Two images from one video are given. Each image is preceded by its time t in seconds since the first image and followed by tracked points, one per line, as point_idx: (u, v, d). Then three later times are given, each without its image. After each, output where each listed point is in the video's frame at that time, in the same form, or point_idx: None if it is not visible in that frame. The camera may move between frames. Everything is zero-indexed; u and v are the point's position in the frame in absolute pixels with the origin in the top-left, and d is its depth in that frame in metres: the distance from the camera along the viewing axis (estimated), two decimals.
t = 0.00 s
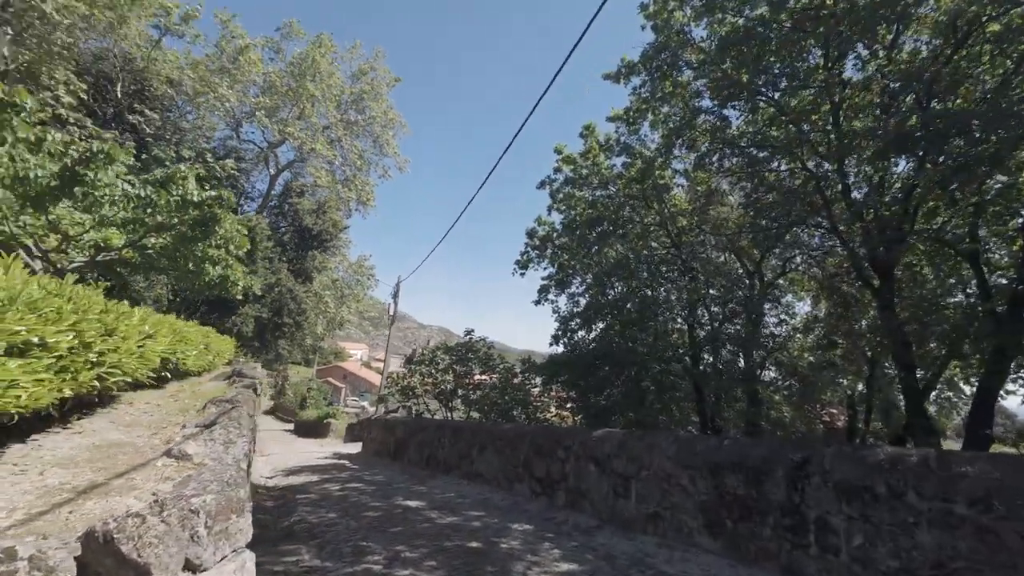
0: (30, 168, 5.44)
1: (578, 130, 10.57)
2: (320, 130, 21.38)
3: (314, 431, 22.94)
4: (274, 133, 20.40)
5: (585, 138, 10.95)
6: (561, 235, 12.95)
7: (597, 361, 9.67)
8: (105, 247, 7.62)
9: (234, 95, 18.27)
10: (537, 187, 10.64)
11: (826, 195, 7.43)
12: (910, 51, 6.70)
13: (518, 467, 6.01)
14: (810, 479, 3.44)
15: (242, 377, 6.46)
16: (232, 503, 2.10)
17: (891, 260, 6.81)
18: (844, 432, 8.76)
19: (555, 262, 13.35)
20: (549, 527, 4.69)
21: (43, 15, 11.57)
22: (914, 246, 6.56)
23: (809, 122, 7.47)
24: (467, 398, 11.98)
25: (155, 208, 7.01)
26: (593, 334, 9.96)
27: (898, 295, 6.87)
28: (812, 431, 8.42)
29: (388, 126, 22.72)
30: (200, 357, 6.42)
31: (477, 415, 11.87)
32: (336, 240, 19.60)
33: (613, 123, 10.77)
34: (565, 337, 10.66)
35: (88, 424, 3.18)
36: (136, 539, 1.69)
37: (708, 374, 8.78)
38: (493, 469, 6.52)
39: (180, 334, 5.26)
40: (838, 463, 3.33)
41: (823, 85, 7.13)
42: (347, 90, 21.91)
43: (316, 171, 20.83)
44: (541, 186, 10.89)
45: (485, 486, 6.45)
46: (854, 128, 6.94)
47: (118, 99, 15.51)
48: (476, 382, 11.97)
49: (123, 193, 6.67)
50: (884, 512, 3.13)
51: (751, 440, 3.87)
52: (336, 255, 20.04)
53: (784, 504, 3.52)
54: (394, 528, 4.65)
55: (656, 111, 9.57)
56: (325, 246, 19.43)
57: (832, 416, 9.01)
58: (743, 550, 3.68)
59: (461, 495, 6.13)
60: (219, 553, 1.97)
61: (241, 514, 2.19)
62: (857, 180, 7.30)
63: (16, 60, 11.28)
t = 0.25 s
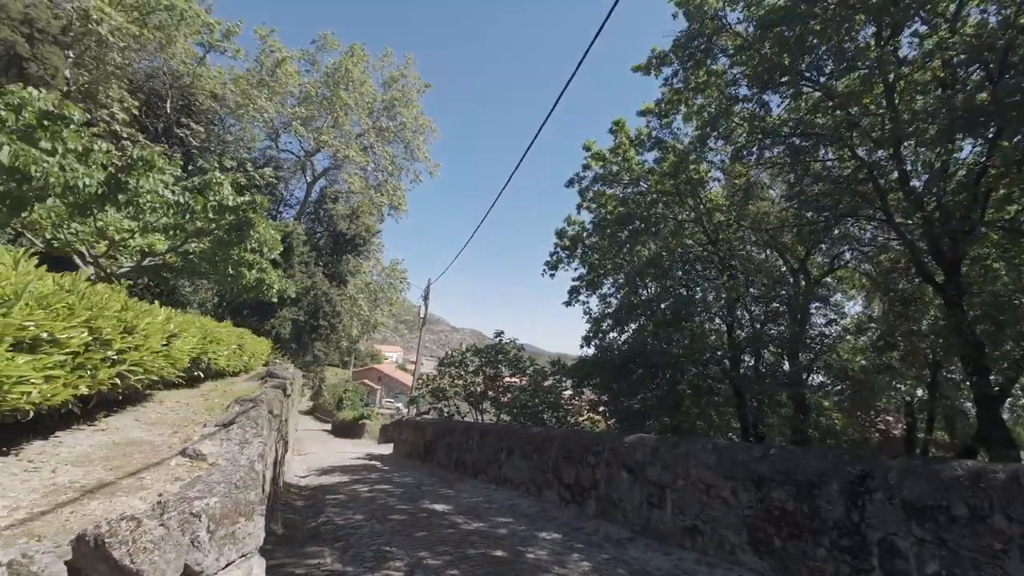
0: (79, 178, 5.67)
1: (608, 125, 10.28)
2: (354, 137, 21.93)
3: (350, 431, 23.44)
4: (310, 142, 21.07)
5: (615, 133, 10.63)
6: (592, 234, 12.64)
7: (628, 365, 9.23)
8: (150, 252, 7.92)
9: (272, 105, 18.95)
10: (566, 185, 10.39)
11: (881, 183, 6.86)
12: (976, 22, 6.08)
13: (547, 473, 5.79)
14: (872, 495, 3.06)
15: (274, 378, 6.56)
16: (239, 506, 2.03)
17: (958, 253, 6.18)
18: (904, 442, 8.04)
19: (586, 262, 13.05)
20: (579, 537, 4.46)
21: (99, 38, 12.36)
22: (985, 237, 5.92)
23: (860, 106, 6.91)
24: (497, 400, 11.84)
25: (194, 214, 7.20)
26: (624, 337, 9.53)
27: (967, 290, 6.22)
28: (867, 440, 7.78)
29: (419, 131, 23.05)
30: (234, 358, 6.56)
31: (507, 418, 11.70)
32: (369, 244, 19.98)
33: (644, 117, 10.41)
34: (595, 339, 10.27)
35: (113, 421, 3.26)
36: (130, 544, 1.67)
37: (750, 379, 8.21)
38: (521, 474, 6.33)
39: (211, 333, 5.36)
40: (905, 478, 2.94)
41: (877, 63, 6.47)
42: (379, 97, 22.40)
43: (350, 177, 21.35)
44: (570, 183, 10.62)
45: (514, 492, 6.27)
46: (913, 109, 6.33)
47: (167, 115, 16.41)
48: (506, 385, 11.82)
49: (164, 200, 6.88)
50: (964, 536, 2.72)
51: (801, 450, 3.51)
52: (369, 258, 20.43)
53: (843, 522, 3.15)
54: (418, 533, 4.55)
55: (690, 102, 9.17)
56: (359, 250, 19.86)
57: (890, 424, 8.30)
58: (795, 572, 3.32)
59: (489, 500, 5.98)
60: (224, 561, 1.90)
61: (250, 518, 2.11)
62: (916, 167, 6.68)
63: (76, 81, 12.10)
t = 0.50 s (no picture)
0: (107, 180, 5.85)
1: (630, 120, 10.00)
2: (376, 140, 22.23)
3: (374, 432, 23.70)
4: (334, 146, 21.43)
5: (637, 128, 10.34)
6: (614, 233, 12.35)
7: (652, 366, 8.91)
8: (177, 255, 8.11)
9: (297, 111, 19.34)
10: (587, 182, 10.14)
11: (925, 174, 6.42)
12: None
13: (568, 477, 5.57)
14: (928, 509, 2.64)
15: (294, 377, 6.57)
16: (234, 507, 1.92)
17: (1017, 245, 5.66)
18: (954, 450, 7.47)
19: (607, 260, 12.78)
20: (600, 544, 4.24)
21: (133, 50, 12.84)
22: None
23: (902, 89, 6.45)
24: (517, 401, 11.66)
25: (218, 215, 7.34)
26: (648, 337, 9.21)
27: None
28: (912, 447, 7.27)
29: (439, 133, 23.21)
30: (256, 357, 6.59)
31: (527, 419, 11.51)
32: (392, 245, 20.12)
33: (668, 111, 10.10)
34: (617, 340, 9.97)
35: (127, 419, 3.25)
36: (110, 550, 1.45)
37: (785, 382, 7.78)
38: (541, 478, 6.13)
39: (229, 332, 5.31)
40: (968, 490, 2.50)
41: (920, 41, 6.04)
42: (400, 101, 22.64)
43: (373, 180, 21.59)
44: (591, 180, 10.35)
45: (534, 496, 6.09)
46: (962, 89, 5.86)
47: (198, 123, 16.95)
48: (527, 386, 11.65)
49: (188, 202, 7.04)
50: None
51: (844, 456, 3.11)
52: (391, 260, 20.62)
53: (894, 539, 2.75)
54: (434, 537, 4.42)
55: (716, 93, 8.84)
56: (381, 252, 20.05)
57: (938, 429, 7.74)
58: None
59: (509, 504, 5.81)
60: (217, 565, 1.76)
61: (245, 520, 2.00)
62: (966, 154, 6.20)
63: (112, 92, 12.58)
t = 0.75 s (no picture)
0: (120, 182, 5.91)
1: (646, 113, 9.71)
2: (391, 142, 22.33)
3: (391, 433, 23.77)
4: (349, 149, 21.62)
5: (653, 122, 10.05)
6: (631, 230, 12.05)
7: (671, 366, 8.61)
8: (194, 257, 8.19)
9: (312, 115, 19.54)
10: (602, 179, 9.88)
11: (965, 159, 6.02)
12: None
13: (583, 481, 5.35)
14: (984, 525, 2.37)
15: (306, 378, 6.50)
16: (218, 515, 1.80)
17: None
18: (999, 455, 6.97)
19: (624, 258, 12.49)
20: (618, 554, 4.01)
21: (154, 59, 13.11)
22: None
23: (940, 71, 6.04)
24: (532, 403, 11.46)
25: (230, 216, 7.36)
26: (666, 336, 8.93)
27: None
28: (954, 452, 6.81)
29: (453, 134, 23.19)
30: (268, 358, 6.55)
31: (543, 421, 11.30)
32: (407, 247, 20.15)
33: (686, 103, 9.78)
34: (635, 339, 9.68)
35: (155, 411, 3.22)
36: (68, 564, 1.32)
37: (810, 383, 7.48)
38: (556, 482, 5.92)
39: (241, 331, 5.21)
40: None
41: (959, 19, 5.50)
42: (414, 102, 22.71)
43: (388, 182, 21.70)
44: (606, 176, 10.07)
45: (548, 500, 5.88)
46: (1006, 68, 5.45)
47: (217, 129, 17.27)
48: (542, 387, 11.43)
49: (202, 203, 7.09)
50: None
51: (886, 463, 2.84)
52: (406, 261, 20.66)
53: (945, 557, 2.47)
54: (444, 543, 4.26)
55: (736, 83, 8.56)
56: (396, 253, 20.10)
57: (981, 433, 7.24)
58: None
59: (522, 508, 5.62)
60: None
61: (232, 529, 1.88)
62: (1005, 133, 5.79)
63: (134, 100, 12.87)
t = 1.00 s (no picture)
0: (126, 182, 5.91)
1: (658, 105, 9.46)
2: (400, 143, 22.34)
3: (403, 433, 23.75)
4: (359, 150, 21.67)
5: (664, 113, 9.79)
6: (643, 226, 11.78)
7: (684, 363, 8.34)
8: (203, 257, 8.19)
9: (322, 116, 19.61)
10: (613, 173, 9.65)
11: (998, 143, 5.71)
12: None
13: (595, 482, 5.16)
14: None
15: (312, 378, 6.41)
16: (197, 519, 1.68)
17: None
18: None
19: (636, 254, 12.24)
20: (632, 559, 3.82)
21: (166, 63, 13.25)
22: None
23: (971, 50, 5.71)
24: (544, 402, 11.28)
25: (238, 215, 7.35)
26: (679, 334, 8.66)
27: None
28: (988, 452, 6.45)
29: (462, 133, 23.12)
30: (275, 357, 6.48)
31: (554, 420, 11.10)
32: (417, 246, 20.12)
33: (698, 93, 9.50)
34: (648, 336, 9.42)
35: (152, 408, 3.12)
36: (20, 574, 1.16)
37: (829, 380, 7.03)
38: (568, 484, 5.73)
39: (245, 330, 5.12)
40: None
41: None
42: (423, 102, 22.70)
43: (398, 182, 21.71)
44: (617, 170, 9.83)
45: (560, 502, 5.71)
46: None
47: (229, 132, 17.43)
48: (554, 387, 11.22)
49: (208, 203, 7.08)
50: None
51: (925, 463, 2.56)
52: (416, 261, 20.63)
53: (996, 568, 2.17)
54: (450, 547, 4.12)
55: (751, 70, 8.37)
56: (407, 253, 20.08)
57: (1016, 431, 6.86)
58: None
59: (533, 510, 5.45)
60: None
61: (213, 534, 1.77)
62: None
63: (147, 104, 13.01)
